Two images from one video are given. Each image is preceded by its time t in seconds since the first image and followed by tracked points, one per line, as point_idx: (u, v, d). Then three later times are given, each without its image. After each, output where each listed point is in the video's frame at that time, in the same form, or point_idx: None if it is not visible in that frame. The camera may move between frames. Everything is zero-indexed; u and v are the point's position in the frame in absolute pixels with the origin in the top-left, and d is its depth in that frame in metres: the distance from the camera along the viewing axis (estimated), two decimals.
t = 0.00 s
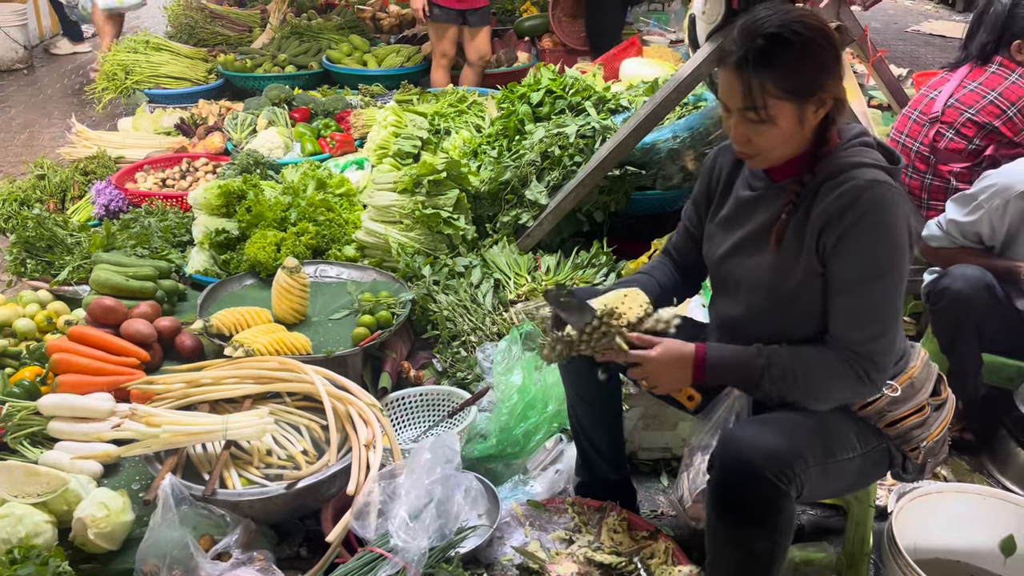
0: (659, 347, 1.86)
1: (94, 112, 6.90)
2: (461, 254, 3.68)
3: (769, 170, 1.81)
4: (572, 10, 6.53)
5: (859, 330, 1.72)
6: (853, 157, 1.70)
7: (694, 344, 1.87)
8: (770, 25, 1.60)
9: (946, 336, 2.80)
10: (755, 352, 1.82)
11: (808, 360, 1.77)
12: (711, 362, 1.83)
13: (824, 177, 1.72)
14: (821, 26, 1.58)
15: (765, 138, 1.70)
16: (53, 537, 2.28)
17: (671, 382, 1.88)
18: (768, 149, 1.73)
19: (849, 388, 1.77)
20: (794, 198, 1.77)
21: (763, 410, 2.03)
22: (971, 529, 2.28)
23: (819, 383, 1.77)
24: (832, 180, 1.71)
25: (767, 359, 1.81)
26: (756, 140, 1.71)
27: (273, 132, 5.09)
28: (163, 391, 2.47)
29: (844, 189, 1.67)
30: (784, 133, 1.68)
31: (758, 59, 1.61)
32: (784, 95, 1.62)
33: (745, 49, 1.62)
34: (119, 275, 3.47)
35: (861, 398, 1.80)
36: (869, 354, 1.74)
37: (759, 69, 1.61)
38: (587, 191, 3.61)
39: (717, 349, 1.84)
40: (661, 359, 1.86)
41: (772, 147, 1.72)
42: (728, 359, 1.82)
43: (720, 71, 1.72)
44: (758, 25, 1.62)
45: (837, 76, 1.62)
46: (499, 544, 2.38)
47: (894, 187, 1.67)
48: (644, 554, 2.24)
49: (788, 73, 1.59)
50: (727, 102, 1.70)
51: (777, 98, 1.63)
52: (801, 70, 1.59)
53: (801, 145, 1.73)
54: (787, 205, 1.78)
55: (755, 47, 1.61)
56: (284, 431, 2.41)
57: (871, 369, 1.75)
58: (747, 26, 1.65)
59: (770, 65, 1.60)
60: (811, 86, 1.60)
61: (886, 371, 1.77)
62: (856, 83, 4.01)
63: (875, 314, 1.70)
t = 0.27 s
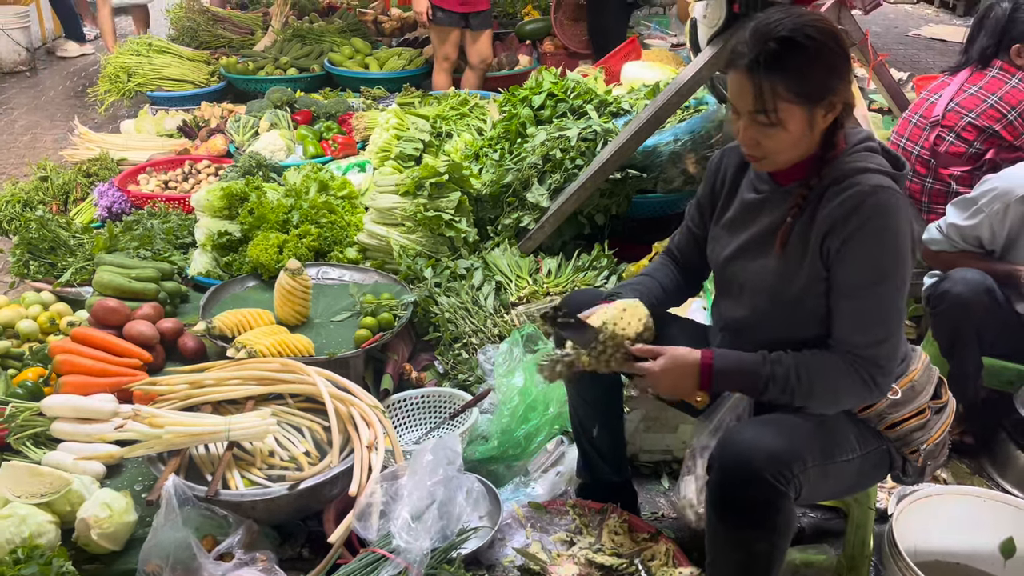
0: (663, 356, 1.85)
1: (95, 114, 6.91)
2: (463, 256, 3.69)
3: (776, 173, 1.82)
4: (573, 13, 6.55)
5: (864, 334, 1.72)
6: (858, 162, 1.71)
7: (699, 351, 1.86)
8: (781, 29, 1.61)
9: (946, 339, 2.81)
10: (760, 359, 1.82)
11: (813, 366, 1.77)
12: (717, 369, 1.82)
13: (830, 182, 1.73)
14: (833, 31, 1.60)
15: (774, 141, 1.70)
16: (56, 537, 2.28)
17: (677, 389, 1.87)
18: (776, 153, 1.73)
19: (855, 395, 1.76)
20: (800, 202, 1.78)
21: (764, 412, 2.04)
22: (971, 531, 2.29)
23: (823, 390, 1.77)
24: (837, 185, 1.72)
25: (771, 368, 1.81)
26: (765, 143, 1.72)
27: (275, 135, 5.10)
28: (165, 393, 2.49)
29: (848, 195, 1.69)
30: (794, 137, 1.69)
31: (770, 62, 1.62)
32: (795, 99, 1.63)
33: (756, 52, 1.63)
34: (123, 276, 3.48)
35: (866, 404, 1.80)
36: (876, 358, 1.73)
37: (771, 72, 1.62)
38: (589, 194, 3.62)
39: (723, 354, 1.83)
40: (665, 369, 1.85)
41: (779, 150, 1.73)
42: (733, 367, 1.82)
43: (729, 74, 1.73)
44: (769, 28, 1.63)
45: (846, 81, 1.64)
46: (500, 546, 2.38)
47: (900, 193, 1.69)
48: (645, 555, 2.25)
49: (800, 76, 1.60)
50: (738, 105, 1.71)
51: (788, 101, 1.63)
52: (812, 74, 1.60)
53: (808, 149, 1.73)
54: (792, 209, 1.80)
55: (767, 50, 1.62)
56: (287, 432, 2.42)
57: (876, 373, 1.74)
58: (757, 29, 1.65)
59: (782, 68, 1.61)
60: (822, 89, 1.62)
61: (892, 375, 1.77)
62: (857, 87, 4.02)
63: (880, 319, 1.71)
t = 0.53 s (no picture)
0: (715, 332, 1.81)
1: (98, 116, 6.93)
2: (465, 258, 3.70)
3: (774, 176, 1.83)
4: (575, 17, 6.57)
5: (896, 333, 1.72)
6: (858, 165, 1.72)
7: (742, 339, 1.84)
8: (773, 34, 1.63)
9: (948, 342, 2.81)
10: (805, 348, 1.81)
11: (855, 360, 1.76)
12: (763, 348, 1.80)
13: (830, 185, 1.74)
14: (824, 35, 1.61)
15: (768, 146, 1.71)
16: (59, 537, 2.29)
17: (725, 369, 1.80)
18: (771, 157, 1.74)
19: (901, 389, 1.76)
20: (801, 205, 1.78)
21: (767, 414, 2.04)
22: (973, 533, 2.29)
23: (869, 382, 1.77)
24: (839, 188, 1.73)
25: (818, 356, 1.80)
26: (759, 147, 1.72)
27: (278, 137, 5.11)
28: (168, 394, 2.50)
29: (852, 197, 1.70)
30: (788, 141, 1.70)
31: (762, 67, 1.63)
32: (787, 103, 1.64)
33: (749, 58, 1.65)
34: (126, 277, 3.49)
35: (909, 398, 1.78)
36: (918, 354, 1.73)
37: (762, 76, 1.63)
38: (591, 197, 3.64)
39: (765, 343, 1.81)
40: (719, 342, 1.81)
41: (774, 155, 1.73)
42: (781, 355, 1.80)
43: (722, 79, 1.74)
44: (761, 34, 1.64)
45: (840, 84, 1.65)
46: (502, 547, 2.39)
47: (902, 193, 1.69)
48: (647, 557, 2.26)
49: (792, 81, 1.61)
50: (731, 110, 1.72)
51: (780, 106, 1.64)
52: (804, 79, 1.61)
53: (803, 153, 1.74)
54: (792, 212, 1.81)
55: (758, 55, 1.63)
56: (289, 433, 2.42)
57: (921, 368, 1.74)
58: (751, 34, 1.67)
59: (773, 73, 1.62)
60: (815, 94, 1.63)
61: (935, 368, 1.77)
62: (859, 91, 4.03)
63: (902, 318, 1.71)
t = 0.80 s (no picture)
0: (698, 330, 1.82)
1: (102, 118, 6.95)
2: (468, 260, 3.71)
3: (779, 177, 1.84)
4: (578, 20, 6.59)
5: (880, 334, 1.73)
6: (861, 165, 1.73)
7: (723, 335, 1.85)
8: (780, 37, 1.63)
9: (950, 344, 2.81)
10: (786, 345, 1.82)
11: (836, 360, 1.77)
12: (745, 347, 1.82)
13: (834, 185, 1.75)
14: (831, 38, 1.62)
15: (775, 148, 1.72)
16: (64, 537, 2.30)
17: (704, 367, 1.83)
18: (777, 159, 1.74)
19: (877, 391, 1.76)
20: (804, 205, 1.79)
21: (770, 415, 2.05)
22: (976, 535, 2.29)
23: (849, 382, 1.77)
24: (842, 188, 1.73)
25: (798, 354, 1.80)
26: (766, 149, 1.73)
27: (281, 139, 5.12)
28: (173, 394, 2.51)
29: (854, 197, 1.70)
30: (795, 143, 1.70)
31: (769, 70, 1.64)
32: (794, 106, 1.64)
33: (756, 60, 1.65)
34: (130, 279, 3.50)
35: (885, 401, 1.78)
36: (898, 356, 1.73)
37: (770, 79, 1.64)
38: (593, 199, 3.65)
39: (748, 339, 1.83)
40: (702, 341, 1.82)
41: (781, 157, 1.74)
42: (762, 352, 1.81)
43: (730, 81, 1.74)
44: (769, 37, 1.65)
45: (846, 87, 1.65)
46: (505, 548, 2.39)
47: (904, 193, 1.70)
48: (650, 558, 2.26)
49: (799, 84, 1.62)
50: (738, 112, 1.72)
51: (788, 108, 1.65)
52: (811, 81, 1.62)
53: (809, 155, 1.75)
54: (796, 212, 1.81)
55: (767, 58, 1.64)
56: (293, 433, 2.43)
57: (900, 371, 1.74)
58: (758, 37, 1.68)
59: (781, 75, 1.62)
60: (822, 96, 1.63)
61: (916, 373, 1.77)
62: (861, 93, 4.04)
63: (896, 319, 1.71)
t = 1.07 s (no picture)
0: (696, 337, 1.84)
1: (106, 119, 6.97)
2: (472, 261, 3.72)
3: (785, 180, 1.84)
4: (582, 22, 6.59)
5: (880, 334, 1.73)
6: (866, 166, 1.73)
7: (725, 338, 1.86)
8: (790, 44, 1.63)
9: (954, 346, 2.81)
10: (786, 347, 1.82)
11: (836, 361, 1.77)
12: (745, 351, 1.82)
13: (840, 187, 1.75)
14: (840, 43, 1.62)
15: (786, 153, 1.72)
16: (70, 537, 2.31)
17: (707, 372, 1.85)
18: (788, 164, 1.75)
19: (877, 390, 1.76)
20: (809, 207, 1.79)
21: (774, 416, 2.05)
22: (980, 536, 2.29)
23: (849, 382, 1.77)
24: (847, 189, 1.74)
25: (799, 356, 1.80)
26: (777, 155, 1.73)
27: (285, 140, 5.13)
28: (178, 395, 2.52)
29: (860, 198, 1.71)
30: (806, 148, 1.71)
31: (781, 77, 1.63)
32: (806, 112, 1.65)
33: (767, 68, 1.65)
34: (135, 280, 3.51)
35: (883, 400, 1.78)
36: (898, 356, 1.73)
37: (782, 86, 1.64)
38: (597, 200, 3.65)
39: (750, 342, 1.83)
40: (701, 347, 1.84)
41: (791, 162, 1.75)
42: (762, 355, 1.81)
43: (738, 88, 1.74)
44: (778, 44, 1.65)
45: (855, 91, 1.66)
46: (509, 549, 2.38)
47: (909, 193, 1.70)
48: (654, 560, 2.26)
49: (810, 90, 1.62)
50: (748, 119, 1.72)
51: (800, 115, 1.65)
52: (822, 86, 1.62)
53: (818, 159, 1.75)
54: (800, 213, 1.81)
55: (777, 66, 1.64)
56: (298, 434, 2.43)
57: (899, 371, 1.74)
58: (766, 44, 1.67)
59: (792, 82, 1.62)
60: (832, 101, 1.64)
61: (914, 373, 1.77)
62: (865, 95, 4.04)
63: (902, 318, 1.71)
